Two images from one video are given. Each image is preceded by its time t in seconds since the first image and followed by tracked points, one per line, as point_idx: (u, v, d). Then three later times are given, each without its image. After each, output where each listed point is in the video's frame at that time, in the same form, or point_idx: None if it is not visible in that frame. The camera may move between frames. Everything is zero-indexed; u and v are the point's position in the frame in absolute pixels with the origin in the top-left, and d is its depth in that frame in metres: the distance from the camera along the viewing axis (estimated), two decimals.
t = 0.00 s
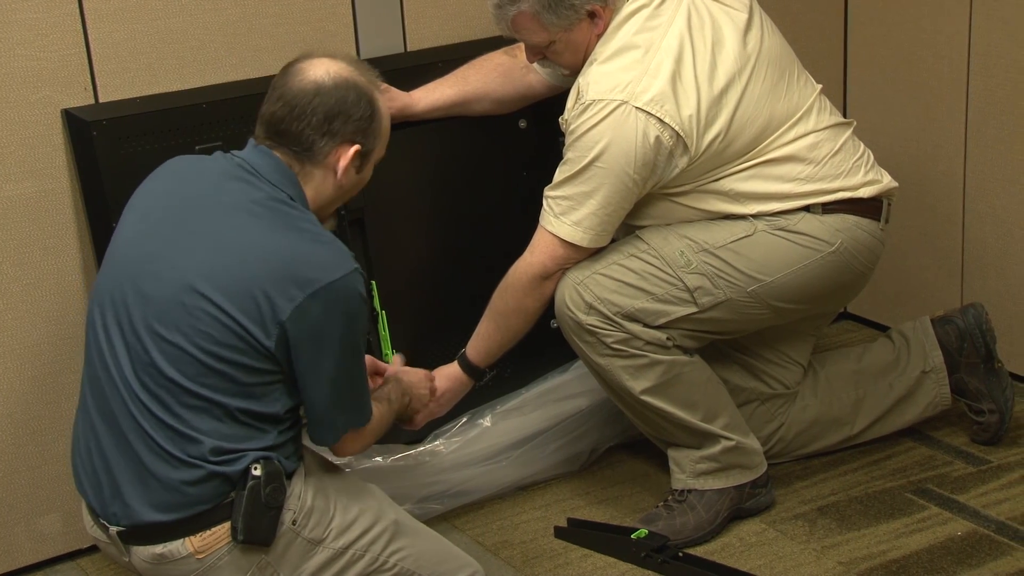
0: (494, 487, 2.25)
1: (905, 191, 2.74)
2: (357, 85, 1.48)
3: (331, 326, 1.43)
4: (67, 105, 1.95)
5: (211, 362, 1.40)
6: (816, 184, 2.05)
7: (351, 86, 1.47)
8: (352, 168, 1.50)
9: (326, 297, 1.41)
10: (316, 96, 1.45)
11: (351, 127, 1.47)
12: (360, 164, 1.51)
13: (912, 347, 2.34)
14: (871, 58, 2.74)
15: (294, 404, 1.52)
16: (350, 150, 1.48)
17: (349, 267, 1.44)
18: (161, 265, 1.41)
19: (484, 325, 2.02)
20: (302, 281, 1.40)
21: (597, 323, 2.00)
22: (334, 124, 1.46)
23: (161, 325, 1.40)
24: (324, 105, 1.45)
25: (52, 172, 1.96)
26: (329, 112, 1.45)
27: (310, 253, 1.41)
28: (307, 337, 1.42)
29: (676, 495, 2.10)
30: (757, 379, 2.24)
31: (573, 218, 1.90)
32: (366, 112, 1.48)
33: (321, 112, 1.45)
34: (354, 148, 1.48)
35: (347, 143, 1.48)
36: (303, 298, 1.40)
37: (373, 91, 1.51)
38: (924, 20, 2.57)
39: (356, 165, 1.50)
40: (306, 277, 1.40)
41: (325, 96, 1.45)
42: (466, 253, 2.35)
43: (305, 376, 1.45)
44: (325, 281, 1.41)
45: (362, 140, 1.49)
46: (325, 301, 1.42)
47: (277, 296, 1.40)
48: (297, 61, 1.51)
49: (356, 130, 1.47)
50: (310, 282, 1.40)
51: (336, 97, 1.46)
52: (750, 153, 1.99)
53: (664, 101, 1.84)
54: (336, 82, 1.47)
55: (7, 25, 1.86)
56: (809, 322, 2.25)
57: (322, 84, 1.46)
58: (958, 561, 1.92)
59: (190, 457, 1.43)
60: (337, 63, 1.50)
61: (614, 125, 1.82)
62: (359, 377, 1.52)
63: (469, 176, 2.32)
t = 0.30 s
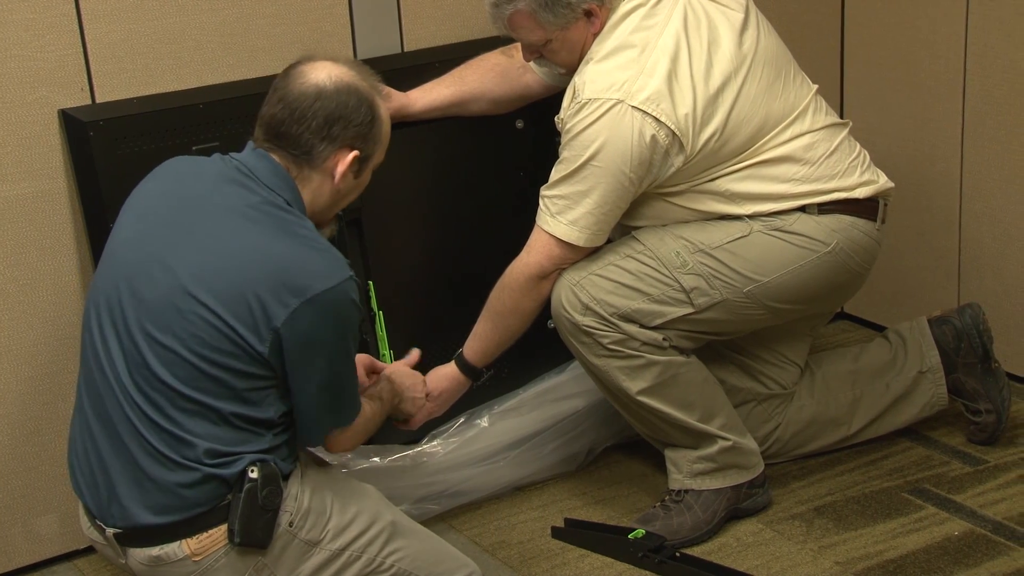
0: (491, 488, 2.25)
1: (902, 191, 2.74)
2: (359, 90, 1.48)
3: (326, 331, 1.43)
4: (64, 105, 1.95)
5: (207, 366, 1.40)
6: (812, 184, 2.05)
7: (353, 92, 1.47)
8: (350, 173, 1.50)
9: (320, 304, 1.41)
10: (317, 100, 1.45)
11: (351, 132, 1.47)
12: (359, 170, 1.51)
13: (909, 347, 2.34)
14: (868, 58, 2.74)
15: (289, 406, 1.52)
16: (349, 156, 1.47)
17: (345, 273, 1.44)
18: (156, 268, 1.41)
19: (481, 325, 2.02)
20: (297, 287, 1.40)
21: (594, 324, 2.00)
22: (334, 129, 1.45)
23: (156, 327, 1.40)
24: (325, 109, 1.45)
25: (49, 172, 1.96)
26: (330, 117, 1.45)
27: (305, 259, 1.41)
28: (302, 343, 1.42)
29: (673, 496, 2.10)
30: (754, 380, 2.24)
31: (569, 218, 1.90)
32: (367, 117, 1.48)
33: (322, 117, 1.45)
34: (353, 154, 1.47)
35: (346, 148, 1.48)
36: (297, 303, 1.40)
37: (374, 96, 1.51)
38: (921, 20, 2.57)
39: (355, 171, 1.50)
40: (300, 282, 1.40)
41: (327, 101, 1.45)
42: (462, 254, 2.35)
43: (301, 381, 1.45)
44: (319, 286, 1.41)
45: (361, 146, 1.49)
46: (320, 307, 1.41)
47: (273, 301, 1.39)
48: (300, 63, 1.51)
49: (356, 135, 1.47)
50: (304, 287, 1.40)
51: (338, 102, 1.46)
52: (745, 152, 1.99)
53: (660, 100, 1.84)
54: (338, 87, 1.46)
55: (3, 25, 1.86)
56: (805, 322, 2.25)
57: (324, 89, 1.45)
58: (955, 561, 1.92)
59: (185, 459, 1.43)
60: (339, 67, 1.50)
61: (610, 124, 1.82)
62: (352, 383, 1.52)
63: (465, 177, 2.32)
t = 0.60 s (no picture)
0: (488, 487, 2.25)
1: (898, 191, 2.74)
2: (349, 89, 1.47)
3: (317, 328, 1.44)
4: (60, 106, 1.94)
5: (199, 367, 1.40)
6: (808, 184, 2.05)
7: (343, 91, 1.46)
8: (341, 170, 1.51)
9: (311, 301, 1.42)
10: (309, 103, 1.44)
11: (342, 133, 1.47)
12: (348, 166, 1.52)
13: (905, 347, 2.34)
14: (864, 58, 2.74)
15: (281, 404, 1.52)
16: (340, 155, 1.48)
17: (334, 270, 1.45)
18: (146, 269, 1.40)
19: (478, 325, 2.02)
20: (288, 285, 1.40)
21: (590, 323, 2.00)
22: (326, 131, 1.45)
23: (147, 329, 1.39)
24: (316, 112, 1.44)
25: (44, 173, 1.96)
26: (322, 119, 1.44)
27: (294, 257, 1.41)
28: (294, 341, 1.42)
29: (669, 495, 2.10)
30: (751, 380, 2.25)
31: (566, 218, 1.90)
32: (358, 116, 1.48)
33: (314, 120, 1.44)
34: (344, 153, 1.48)
35: (337, 148, 1.48)
36: (288, 301, 1.40)
37: (361, 92, 1.50)
38: (916, 20, 2.58)
39: (345, 168, 1.51)
40: (291, 280, 1.40)
41: (318, 103, 1.44)
42: (459, 254, 2.35)
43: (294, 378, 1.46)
44: (310, 283, 1.41)
45: (351, 145, 1.49)
46: (311, 305, 1.42)
47: (264, 300, 1.40)
48: (286, 59, 1.49)
49: (347, 135, 1.48)
50: (295, 285, 1.41)
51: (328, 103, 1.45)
52: (742, 152, 2.00)
53: (656, 100, 1.84)
54: (328, 88, 1.45)
55: None
56: (801, 322, 2.26)
57: (315, 90, 1.44)
58: (950, 561, 1.92)
59: (180, 460, 1.43)
60: (327, 63, 1.48)
61: (606, 124, 1.82)
62: (342, 377, 1.53)
63: (462, 177, 2.32)
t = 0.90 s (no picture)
0: (480, 488, 2.25)
1: (891, 191, 2.75)
2: (285, 83, 1.43)
3: (292, 324, 1.45)
4: (52, 106, 1.94)
5: (175, 379, 1.40)
6: (802, 183, 2.05)
7: (280, 88, 1.43)
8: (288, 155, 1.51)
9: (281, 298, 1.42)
10: (247, 108, 1.40)
11: (286, 127, 1.45)
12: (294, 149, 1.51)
13: (898, 346, 2.35)
14: (857, 58, 2.74)
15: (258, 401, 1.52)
16: (288, 146, 1.48)
17: (303, 263, 1.45)
18: (115, 287, 1.40)
19: (472, 324, 2.02)
20: (256, 285, 1.40)
21: (584, 323, 2.00)
22: (270, 131, 1.44)
23: (119, 347, 1.40)
24: (256, 115, 1.41)
25: (36, 173, 1.96)
26: (264, 121, 1.42)
27: (259, 257, 1.41)
28: (268, 339, 1.43)
29: (662, 495, 2.10)
30: (744, 379, 2.25)
31: (559, 218, 1.90)
32: (298, 107, 1.46)
33: (255, 123, 1.42)
34: (292, 143, 1.48)
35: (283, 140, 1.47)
36: (258, 301, 1.40)
37: (295, 78, 1.46)
38: (909, 21, 2.58)
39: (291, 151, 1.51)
40: (258, 281, 1.40)
41: (256, 106, 1.41)
42: (451, 254, 2.35)
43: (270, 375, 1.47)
44: (279, 281, 1.41)
45: (296, 132, 1.48)
46: (283, 302, 1.42)
47: (234, 304, 1.40)
48: (211, 58, 1.43)
49: (290, 126, 1.46)
50: (263, 285, 1.40)
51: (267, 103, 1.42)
52: (736, 152, 2.00)
53: (650, 100, 1.84)
54: (264, 88, 1.41)
55: None
56: (794, 321, 2.26)
57: (250, 94, 1.40)
58: (943, 560, 1.92)
59: (166, 471, 1.43)
60: (254, 58, 1.43)
61: (600, 125, 1.82)
62: (319, 368, 1.54)
63: (454, 177, 2.32)
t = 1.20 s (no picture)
0: (476, 487, 2.25)
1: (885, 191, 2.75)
2: (295, 84, 1.44)
3: (290, 328, 1.45)
4: (46, 106, 1.94)
5: (173, 380, 1.40)
6: (800, 183, 2.05)
7: (289, 88, 1.43)
8: (290, 162, 1.49)
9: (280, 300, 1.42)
10: (253, 103, 1.40)
11: (290, 129, 1.44)
12: (298, 157, 1.50)
13: (892, 346, 2.35)
14: (851, 57, 2.75)
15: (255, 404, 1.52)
16: (290, 149, 1.46)
17: (302, 267, 1.45)
18: (114, 286, 1.40)
19: (472, 324, 2.02)
20: (256, 288, 1.40)
21: (582, 322, 2.00)
22: (273, 129, 1.43)
23: (117, 347, 1.39)
24: (261, 111, 1.41)
25: (30, 174, 1.95)
26: (268, 118, 1.42)
27: (259, 259, 1.41)
28: (266, 341, 1.43)
29: (658, 495, 2.10)
30: (739, 378, 2.25)
31: (557, 215, 1.89)
32: (305, 110, 1.45)
33: (259, 119, 1.41)
34: (294, 147, 1.46)
35: (285, 142, 1.46)
36: (257, 304, 1.40)
37: (308, 84, 1.46)
38: (903, 21, 2.58)
39: (294, 159, 1.49)
40: (258, 284, 1.40)
41: (263, 102, 1.41)
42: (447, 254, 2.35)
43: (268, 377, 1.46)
44: (278, 284, 1.41)
45: (300, 137, 1.47)
46: (281, 305, 1.42)
47: (233, 306, 1.39)
48: (225, 54, 1.44)
49: (295, 129, 1.45)
50: (262, 288, 1.40)
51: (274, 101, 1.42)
52: (734, 151, 2.00)
53: (649, 98, 1.84)
54: (272, 86, 1.41)
55: None
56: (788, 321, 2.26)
57: (258, 90, 1.41)
58: (938, 559, 1.93)
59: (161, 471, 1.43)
60: (268, 58, 1.43)
61: (599, 121, 1.82)
62: (316, 372, 1.54)
63: (450, 177, 2.31)
